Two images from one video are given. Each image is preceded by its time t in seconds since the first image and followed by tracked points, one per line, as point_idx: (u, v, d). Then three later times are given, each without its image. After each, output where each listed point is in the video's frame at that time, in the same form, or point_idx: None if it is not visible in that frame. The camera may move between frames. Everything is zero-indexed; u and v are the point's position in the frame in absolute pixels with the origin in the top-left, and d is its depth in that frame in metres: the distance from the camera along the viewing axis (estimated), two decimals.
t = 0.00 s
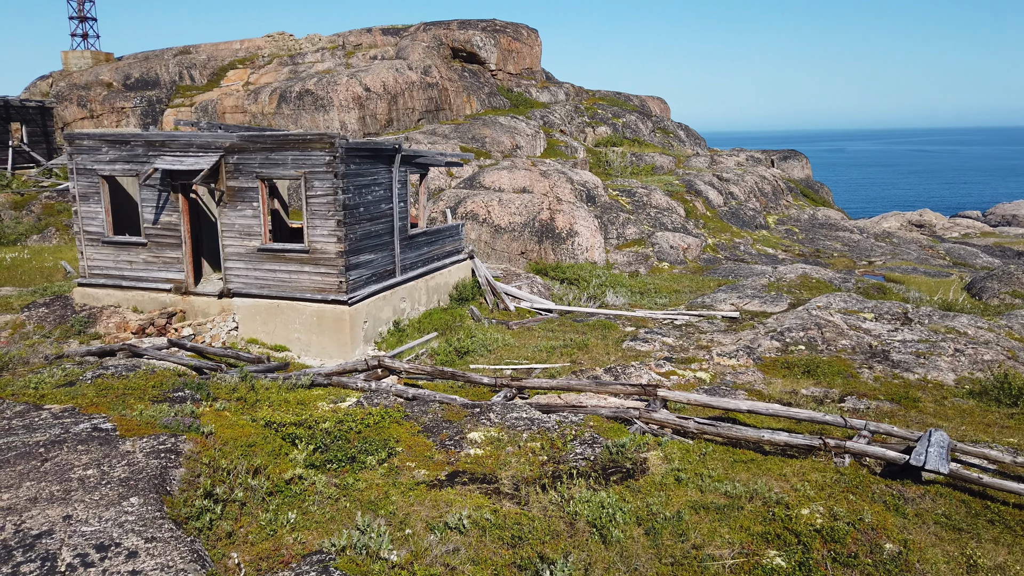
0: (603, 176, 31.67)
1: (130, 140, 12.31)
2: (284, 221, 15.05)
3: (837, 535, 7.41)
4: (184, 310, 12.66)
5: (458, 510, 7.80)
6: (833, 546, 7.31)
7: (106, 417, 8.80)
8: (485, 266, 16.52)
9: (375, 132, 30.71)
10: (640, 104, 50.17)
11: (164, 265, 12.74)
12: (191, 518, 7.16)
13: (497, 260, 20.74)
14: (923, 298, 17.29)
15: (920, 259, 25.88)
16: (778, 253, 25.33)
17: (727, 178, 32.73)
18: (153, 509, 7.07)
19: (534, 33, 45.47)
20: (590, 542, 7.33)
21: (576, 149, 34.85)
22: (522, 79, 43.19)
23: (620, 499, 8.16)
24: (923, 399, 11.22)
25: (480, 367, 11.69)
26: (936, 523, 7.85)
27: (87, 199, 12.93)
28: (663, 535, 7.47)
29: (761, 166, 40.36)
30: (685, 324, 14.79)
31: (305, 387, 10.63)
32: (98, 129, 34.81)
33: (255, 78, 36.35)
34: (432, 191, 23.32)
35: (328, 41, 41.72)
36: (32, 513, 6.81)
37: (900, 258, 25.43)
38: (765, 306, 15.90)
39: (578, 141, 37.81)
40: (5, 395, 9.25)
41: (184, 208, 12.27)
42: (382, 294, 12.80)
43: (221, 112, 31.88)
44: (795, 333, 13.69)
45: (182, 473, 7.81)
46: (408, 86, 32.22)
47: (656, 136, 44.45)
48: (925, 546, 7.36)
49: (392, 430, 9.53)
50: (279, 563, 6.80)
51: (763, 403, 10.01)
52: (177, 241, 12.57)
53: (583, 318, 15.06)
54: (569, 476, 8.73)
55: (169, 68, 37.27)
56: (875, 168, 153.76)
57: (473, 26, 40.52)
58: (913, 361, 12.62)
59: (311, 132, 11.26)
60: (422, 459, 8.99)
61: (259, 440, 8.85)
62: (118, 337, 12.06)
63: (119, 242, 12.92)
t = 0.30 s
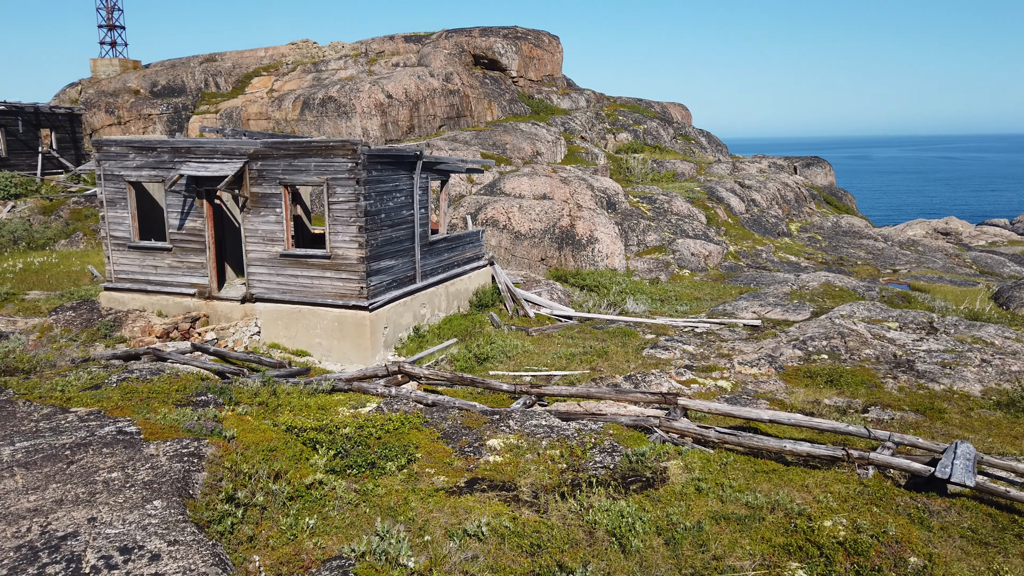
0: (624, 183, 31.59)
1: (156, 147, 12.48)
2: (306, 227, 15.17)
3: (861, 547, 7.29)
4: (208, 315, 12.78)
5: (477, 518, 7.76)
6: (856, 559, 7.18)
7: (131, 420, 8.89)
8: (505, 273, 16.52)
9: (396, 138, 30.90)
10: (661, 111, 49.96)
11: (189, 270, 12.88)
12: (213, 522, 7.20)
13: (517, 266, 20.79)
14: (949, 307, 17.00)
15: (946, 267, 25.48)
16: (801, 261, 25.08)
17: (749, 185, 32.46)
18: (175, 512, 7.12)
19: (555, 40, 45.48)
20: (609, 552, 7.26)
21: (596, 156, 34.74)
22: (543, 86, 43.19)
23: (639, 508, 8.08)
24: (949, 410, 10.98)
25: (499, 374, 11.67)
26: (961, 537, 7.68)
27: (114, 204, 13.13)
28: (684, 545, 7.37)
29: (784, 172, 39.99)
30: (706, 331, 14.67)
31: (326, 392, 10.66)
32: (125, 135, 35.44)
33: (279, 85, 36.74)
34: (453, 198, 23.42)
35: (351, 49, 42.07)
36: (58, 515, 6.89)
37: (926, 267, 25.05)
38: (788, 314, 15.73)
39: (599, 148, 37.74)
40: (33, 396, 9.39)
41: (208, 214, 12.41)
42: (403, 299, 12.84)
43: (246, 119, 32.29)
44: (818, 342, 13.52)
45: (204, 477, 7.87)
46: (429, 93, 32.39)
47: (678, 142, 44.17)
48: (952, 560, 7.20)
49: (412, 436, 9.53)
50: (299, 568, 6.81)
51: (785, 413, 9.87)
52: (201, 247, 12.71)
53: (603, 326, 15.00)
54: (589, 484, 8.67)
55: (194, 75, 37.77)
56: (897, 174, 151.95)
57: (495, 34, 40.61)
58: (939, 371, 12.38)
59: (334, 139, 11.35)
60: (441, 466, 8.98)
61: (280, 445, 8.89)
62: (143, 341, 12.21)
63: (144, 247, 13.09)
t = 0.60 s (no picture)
0: (642, 192, 31.50)
1: (179, 155, 12.64)
2: (326, 234, 15.27)
3: (883, 563, 7.16)
4: (228, 321, 12.88)
5: (494, 527, 7.72)
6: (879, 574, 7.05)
7: (152, 426, 8.97)
8: (523, 281, 16.51)
9: (415, 147, 31.08)
10: (680, 119, 49.76)
11: (210, 277, 13.00)
12: (232, 528, 7.22)
13: (535, 275, 20.77)
14: (973, 318, 16.75)
15: (969, 278, 25.11)
16: (822, 270, 24.87)
17: (768, 194, 32.23)
18: (195, 517, 7.16)
19: (574, 49, 45.51)
20: (627, 563, 7.19)
21: (614, 164, 34.68)
22: (561, 95, 43.20)
23: (657, 520, 7.99)
24: (972, 423, 10.78)
25: (516, 382, 11.65)
26: (986, 553, 7.53)
27: (137, 212, 13.30)
28: (702, 558, 7.29)
29: (804, 181, 39.66)
30: (725, 341, 14.57)
31: (345, 400, 10.68)
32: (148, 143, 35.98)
33: (299, 94, 37.10)
34: (471, 206, 23.50)
35: (371, 58, 42.40)
36: (80, 519, 6.94)
37: (949, 277, 24.72)
38: (807, 324, 15.58)
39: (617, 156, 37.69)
40: (56, 401, 9.50)
41: (229, 221, 12.53)
42: (421, 307, 12.87)
43: (268, 127, 32.64)
44: (838, 352, 13.36)
45: (224, 483, 7.91)
46: (448, 102, 32.56)
47: (696, 151, 43.94)
48: None
49: (429, 444, 9.52)
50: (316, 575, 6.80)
51: (806, 425, 9.74)
52: (222, 254, 12.83)
53: (621, 335, 14.93)
54: (606, 494, 8.59)
55: (217, 84, 38.25)
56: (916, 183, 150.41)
57: (513, 43, 40.73)
58: (962, 384, 12.16)
59: (353, 147, 11.43)
60: (458, 474, 8.95)
61: (299, 452, 8.92)
62: (164, 347, 12.33)
63: (166, 253, 13.23)
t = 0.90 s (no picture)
0: (660, 202, 31.40)
1: (201, 164, 12.80)
2: (345, 243, 15.36)
3: None
4: (247, 329, 12.98)
5: (511, 537, 7.67)
6: None
7: (172, 432, 9.03)
8: (540, 290, 16.49)
9: (433, 156, 31.25)
10: (699, 129, 49.56)
11: (229, 285, 13.12)
12: (250, 535, 7.24)
13: (552, 284, 20.74)
14: (996, 331, 16.47)
15: (993, 290, 24.71)
16: (841, 281, 24.62)
17: (787, 205, 31.98)
18: (214, 524, 7.19)
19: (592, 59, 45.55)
20: None
21: (632, 174, 34.61)
22: (580, 105, 43.20)
23: (675, 532, 7.90)
24: (996, 437, 10.56)
25: (533, 392, 11.62)
26: (1012, 570, 7.36)
27: (159, 220, 13.47)
28: (721, 571, 7.18)
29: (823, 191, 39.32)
30: (743, 352, 14.44)
31: (362, 408, 10.70)
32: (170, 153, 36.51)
33: (319, 104, 37.48)
34: (488, 216, 23.57)
35: (390, 69, 42.75)
36: (101, 525, 6.98)
37: (972, 289, 24.37)
38: (827, 336, 15.41)
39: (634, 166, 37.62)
40: (79, 407, 9.59)
41: (249, 230, 12.64)
42: (438, 316, 12.89)
43: (288, 136, 33.00)
44: (859, 364, 13.19)
45: (243, 490, 7.94)
46: (466, 112, 32.74)
47: (715, 161, 43.73)
48: None
49: (446, 453, 9.50)
50: None
51: (826, 437, 9.61)
52: (242, 262, 12.94)
53: (638, 344, 14.86)
54: (623, 506, 8.51)
55: (238, 95, 38.73)
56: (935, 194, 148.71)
57: (532, 53, 40.86)
58: (986, 397, 11.93)
59: (373, 157, 11.51)
60: (475, 484, 8.92)
61: (317, 460, 8.94)
62: (184, 354, 12.44)
63: (188, 262, 13.37)
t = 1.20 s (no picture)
0: (678, 211, 31.29)
1: (221, 173, 12.94)
2: (362, 252, 15.43)
3: None
4: (266, 336, 13.06)
5: (527, 548, 7.63)
6: None
7: (191, 439, 9.09)
8: (557, 299, 16.47)
9: (451, 165, 31.40)
10: (716, 137, 49.32)
11: (248, 293, 13.21)
12: (267, 543, 7.25)
13: (568, 293, 20.63)
14: (1020, 343, 16.21)
15: (1017, 301, 24.31)
16: (861, 291, 24.38)
17: (806, 214, 31.73)
18: (232, 532, 7.21)
19: (610, 68, 45.55)
20: None
21: (648, 182, 34.53)
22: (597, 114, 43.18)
23: (692, 544, 7.82)
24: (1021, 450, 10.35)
25: (549, 402, 11.58)
26: None
27: (180, 228, 13.62)
28: None
29: (842, 201, 38.94)
30: (762, 362, 14.33)
31: (379, 416, 10.71)
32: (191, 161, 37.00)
33: (339, 113, 37.79)
34: (505, 224, 23.61)
35: (409, 78, 43.05)
36: (120, 531, 7.04)
37: (995, 300, 24.01)
38: (847, 346, 15.26)
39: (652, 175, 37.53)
40: (100, 413, 9.69)
41: (268, 238, 12.74)
42: (455, 324, 12.90)
43: (307, 145, 33.30)
44: (879, 376, 13.01)
45: (260, 497, 7.97)
46: (484, 121, 32.89)
47: (732, 170, 43.47)
48: None
49: (462, 462, 9.48)
50: None
51: (845, 449, 9.48)
52: (261, 270, 13.04)
53: (655, 354, 14.79)
54: (640, 517, 8.44)
55: (259, 104, 39.15)
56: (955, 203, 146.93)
57: (549, 62, 40.96)
58: (1009, 410, 11.70)
59: (391, 166, 11.59)
60: (491, 493, 8.89)
61: (334, 467, 8.96)
62: (204, 361, 12.54)
63: (207, 269, 13.50)
